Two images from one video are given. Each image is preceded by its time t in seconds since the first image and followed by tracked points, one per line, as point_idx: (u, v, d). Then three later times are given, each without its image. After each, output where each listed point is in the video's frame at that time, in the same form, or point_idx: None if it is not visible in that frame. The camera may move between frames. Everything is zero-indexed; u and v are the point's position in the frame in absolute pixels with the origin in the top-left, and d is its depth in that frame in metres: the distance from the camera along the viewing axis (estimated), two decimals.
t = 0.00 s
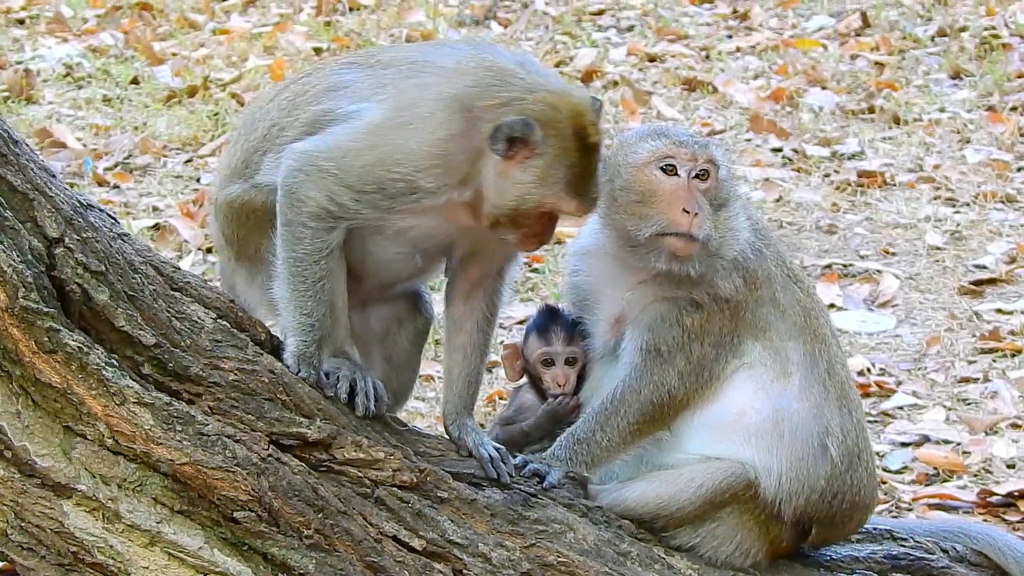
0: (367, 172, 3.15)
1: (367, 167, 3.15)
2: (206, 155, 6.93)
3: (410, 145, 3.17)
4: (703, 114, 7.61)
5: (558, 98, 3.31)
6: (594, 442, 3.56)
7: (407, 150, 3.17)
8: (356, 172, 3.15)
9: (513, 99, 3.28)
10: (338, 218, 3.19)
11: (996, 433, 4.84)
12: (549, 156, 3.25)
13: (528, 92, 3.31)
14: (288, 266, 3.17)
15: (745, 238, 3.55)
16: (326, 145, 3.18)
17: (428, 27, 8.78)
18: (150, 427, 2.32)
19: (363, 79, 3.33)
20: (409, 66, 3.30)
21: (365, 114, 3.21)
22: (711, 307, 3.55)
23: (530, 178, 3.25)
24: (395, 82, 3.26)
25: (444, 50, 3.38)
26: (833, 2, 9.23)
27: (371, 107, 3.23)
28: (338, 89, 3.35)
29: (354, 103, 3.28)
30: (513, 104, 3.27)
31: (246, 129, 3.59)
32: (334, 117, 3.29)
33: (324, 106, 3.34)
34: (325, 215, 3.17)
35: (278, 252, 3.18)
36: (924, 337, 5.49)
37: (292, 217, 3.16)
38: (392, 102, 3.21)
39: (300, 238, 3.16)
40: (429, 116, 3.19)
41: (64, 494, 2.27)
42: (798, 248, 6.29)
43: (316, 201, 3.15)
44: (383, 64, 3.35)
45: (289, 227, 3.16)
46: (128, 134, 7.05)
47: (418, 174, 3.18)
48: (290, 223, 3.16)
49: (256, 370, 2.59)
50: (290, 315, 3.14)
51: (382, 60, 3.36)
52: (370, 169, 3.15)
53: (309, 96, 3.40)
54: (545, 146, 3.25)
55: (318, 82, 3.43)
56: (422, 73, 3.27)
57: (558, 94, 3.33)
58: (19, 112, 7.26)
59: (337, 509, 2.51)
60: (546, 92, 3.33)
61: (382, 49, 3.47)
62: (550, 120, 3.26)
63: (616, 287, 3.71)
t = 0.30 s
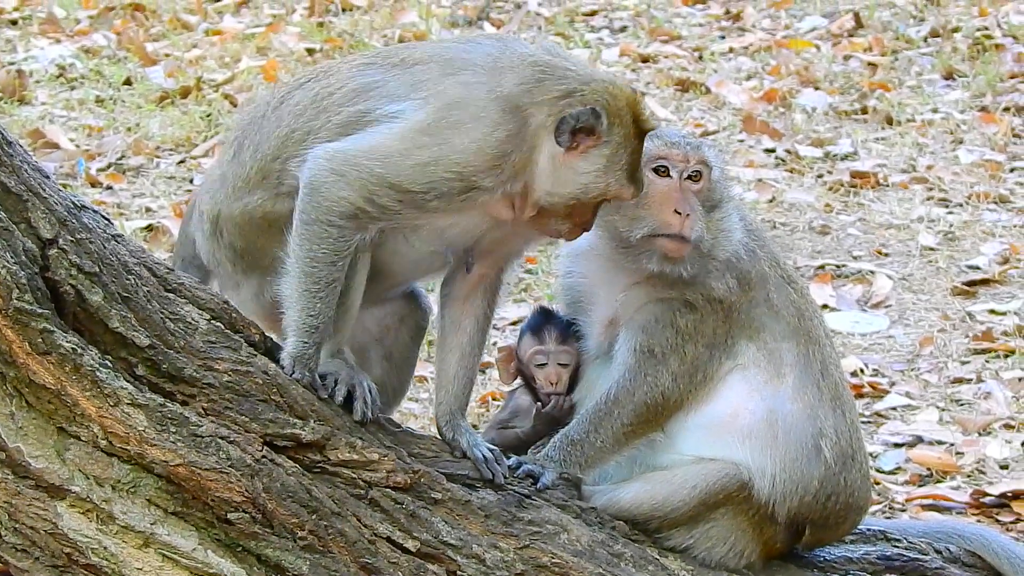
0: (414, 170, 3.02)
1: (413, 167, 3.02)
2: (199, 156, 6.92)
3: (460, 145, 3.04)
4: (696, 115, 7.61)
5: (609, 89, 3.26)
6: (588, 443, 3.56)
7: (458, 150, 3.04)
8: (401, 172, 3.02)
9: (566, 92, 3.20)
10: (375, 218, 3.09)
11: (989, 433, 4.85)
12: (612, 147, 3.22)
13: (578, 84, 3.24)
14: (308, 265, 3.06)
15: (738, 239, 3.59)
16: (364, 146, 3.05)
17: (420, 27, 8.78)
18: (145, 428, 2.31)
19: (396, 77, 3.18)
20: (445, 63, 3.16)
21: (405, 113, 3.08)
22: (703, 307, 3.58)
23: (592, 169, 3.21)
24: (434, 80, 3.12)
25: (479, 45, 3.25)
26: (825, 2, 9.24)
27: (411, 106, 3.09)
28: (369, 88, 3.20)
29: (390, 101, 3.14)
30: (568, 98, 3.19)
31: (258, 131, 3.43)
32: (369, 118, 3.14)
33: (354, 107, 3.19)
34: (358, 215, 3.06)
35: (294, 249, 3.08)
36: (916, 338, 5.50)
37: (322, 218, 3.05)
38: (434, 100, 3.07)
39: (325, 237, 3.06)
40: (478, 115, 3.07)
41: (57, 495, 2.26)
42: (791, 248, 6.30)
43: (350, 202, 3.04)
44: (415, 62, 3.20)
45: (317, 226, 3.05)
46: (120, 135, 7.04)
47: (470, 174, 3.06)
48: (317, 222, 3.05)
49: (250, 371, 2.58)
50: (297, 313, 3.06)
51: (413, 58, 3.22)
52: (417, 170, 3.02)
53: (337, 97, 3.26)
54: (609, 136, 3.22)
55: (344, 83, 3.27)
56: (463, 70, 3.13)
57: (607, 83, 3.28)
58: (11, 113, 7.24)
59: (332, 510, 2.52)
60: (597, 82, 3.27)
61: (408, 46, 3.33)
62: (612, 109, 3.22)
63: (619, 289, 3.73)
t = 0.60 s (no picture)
0: (432, 159, 2.98)
1: (431, 156, 2.98)
2: (190, 157, 6.91)
3: (474, 129, 3.01)
4: (687, 115, 7.62)
5: (614, 62, 3.29)
6: (579, 444, 3.56)
7: (474, 136, 3.01)
8: (418, 163, 2.97)
9: (575, 69, 3.22)
10: (389, 214, 3.03)
11: (980, 434, 4.86)
12: (630, 119, 3.25)
13: (585, 59, 3.26)
14: (313, 268, 3.00)
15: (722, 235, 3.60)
16: (375, 142, 3.00)
17: (411, 28, 8.78)
18: (136, 430, 2.30)
19: (400, 76, 3.15)
20: (448, 55, 3.14)
21: (415, 106, 3.04)
22: (694, 307, 3.58)
23: (611, 144, 3.23)
24: (440, 72, 3.10)
25: (477, 37, 3.24)
26: (816, 2, 9.26)
27: (420, 98, 3.06)
28: (373, 90, 3.16)
29: (396, 96, 3.11)
30: (576, 75, 3.21)
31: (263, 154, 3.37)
32: (378, 116, 3.10)
33: (361, 109, 3.15)
34: (371, 212, 3.01)
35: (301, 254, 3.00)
36: (908, 338, 5.51)
37: (332, 220, 2.99)
38: (444, 91, 3.04)
39: (334, 237, 2.99)
40: (490, 98, 3.05)
41: (50, 497, 2.23)
42: (783, 249, 6.31)
43: (362, 200, 2.98)
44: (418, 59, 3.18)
45: (327, 227, 2.99)
46: (111, 136, 7.02)
47: (490, 156, 3.03)
48: (325, 223, 2.99)
49: (242, 373, 2.58)
50: (293, 315, 2.99)
51: (415, 57, 3.19)
52: (433, 159, 2.98)
53: (341, 103, 3.21)
54: (625, 109, 3.24)
55: (344, 86, 3.25)
56: (468, 60, 3.11)
57: (612, 58, 3.30)
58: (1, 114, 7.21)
59: (323, 512, 2.51)
60: (603, 56, 3.30)
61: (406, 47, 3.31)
62: (626, 82, 3.25)
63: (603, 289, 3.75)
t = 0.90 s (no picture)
0: (443, 174, 2.91)
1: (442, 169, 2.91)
2: (179, 157, 6.90)
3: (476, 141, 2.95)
4: (675, 115, 7.63)
5: (591, 48, 3.27)
6: (567, 444, 3.58)
7: (478, 145, 2.95)
8: (430, 176, 2.90)
9: (560, 60, 3.19)
10: (398, 227, 2.95)
11: (969, 434, 4.89)
12: (625, 95, 3.28)
13: (563, 50, 3.22)
14: (312, 277, 2.88)
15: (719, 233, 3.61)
16: (383, 156, 2.88)
17: (399, 28, 8.78)
18: (125, 431, 2.31)
19: (383, 99, 3.01)
20: (424, 75, 3.02)
21: (411, 123, 2.94)
22: (683, 302, 3.59)
23: (614, 124, 3.27)
24: (427, 90, 2.98)
25: (446, 48, 3.13)
26: (805, 2, 9.28)
27: (416, 117, 2.95)
28: (354, 117, 3.01)
29: (384, 118, 2.97)
30: (564, 68, 3.17)
31: (234, 198, 3.16)
32: (374, 139, 2.95)
33: (348, 138, 2.97)
34: (382, 224, 2.91)
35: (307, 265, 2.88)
36: (896, 338, 5.53)
37: (342, 232, 2.88)
38: (441, 109, 2.94)
39: (343, 249, 2.89)
40: (486, 108, 2.98)
41: (38, 499, 2.23)
42: (771, 249, 6.32)
43: (375, 213, 2.88)
44: (394, 83, 3.04)
45: (337, 238, 2.88)
46: (99, 137, 7.01)
47: (498, 163, 2.99)
48: (336, 236, 2.87)
49: (231, 374, 2.58)
50: (285, 320, 2.88)
51: (392, 79, 3.06)
52: (449, 174, 2.92)
53: (319, 132, 3.04)
54: (618, 89, 3.27)
55: (316, 115, 3.08)
56: (451, 75, 3.01)
57: (585, 42, 3.29)
58: None
59: (312, 513, 2.52)
60: (576, 42, 3.28)
61: (370, 70, 3.16)
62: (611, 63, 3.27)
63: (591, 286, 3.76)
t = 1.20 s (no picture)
0: (439, 186, 2.93)
1: (437, 182, 2.92)
2: (162, 157, 6.89)
3: (461, 152, 2.96)
4: (659, 115, 7.65)
5: (527, 20, 3.28)
6: (553, 445, 3.59)
7: (465, 156, 2.96)
8: (424, 189, 2.91)
9: (503, 47, 3.19)
10: (395, 234, 2.97)
11: (953, 433, 4.92)
12: (580, 48, 3.30)
13: (502, 35, 3.22)
14: (309, 279, 2.91)
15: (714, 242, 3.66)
16: (379, 166, 2.89)
17: (383, 28, 8.78)
18: (108, 431, 2.31)
19: (359, 116, 3.00)
20: (393, 97, 3.01)
21: (396, 138, 2.94)
22: (677, 307, 3.62)
23: (581, 82, 3.29)
24: (404, 109, 2.99)
25: (411, 62, 3.12)
26: (788, 2, 9.32)
27: (399, 131, 2.95)
28: (328, 140, 2.99)
29: (364, 135, 2.96)
30: (509, 52, 3.19)
31: (213, 219, 3.15)
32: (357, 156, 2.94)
33: (326, 160, 2.96)
34: (379, 234, 2.93)
35: (308, 271, 2.90)
36: (880, 339, 5.56)
37: (343, 241, 2.90)
38: (423, 126, 2.95)
39: (340, 260, 2.91)
40: (465, 119, 3.00)
41: (21, 499, 2.23)
42: (755, 249, 6.35)
43: (374, 223, 2.91)
44: (363, 102, 3.03)
45: (336, 246, 2.90)
46: (83, 137, 6.99)
47: (491, 169, 3.00)
48: (337, 244, 2.90)
49: (214, 374, 2.58)
50: (275, 320, 2.90)
51: (362, 97, 3.04)
52: (441, 189, 2.93)
53: (292, 154, 3.02)
54: (569, 46, 3.28)
55: (287, 138, 3.06)
56: (425, 95, 3.01)
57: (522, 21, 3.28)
58: None
59: (296, 513, 2.52)
60: (511, 23, 3.26)
61: (336, 85, 3.13)
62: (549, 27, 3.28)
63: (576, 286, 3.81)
